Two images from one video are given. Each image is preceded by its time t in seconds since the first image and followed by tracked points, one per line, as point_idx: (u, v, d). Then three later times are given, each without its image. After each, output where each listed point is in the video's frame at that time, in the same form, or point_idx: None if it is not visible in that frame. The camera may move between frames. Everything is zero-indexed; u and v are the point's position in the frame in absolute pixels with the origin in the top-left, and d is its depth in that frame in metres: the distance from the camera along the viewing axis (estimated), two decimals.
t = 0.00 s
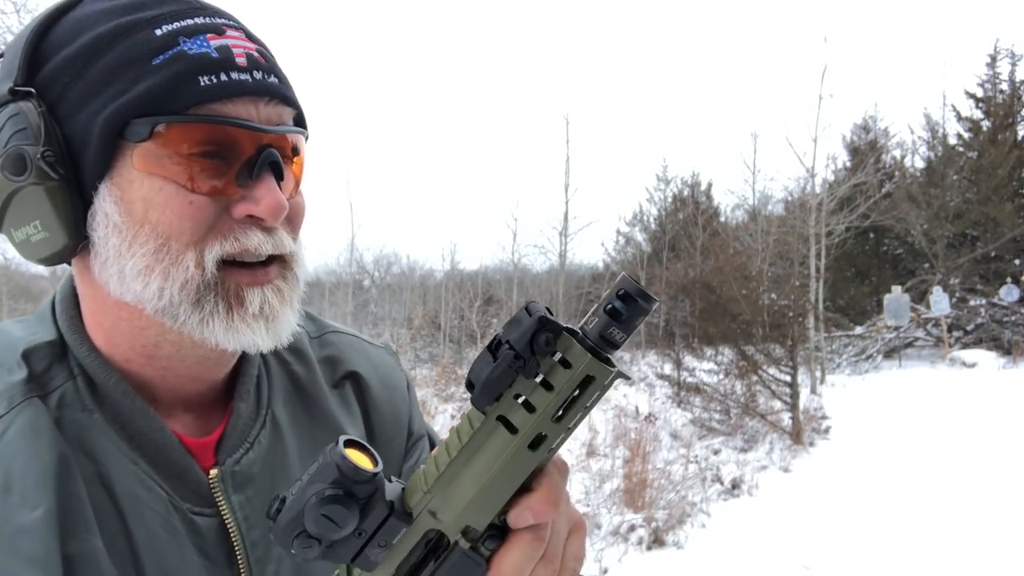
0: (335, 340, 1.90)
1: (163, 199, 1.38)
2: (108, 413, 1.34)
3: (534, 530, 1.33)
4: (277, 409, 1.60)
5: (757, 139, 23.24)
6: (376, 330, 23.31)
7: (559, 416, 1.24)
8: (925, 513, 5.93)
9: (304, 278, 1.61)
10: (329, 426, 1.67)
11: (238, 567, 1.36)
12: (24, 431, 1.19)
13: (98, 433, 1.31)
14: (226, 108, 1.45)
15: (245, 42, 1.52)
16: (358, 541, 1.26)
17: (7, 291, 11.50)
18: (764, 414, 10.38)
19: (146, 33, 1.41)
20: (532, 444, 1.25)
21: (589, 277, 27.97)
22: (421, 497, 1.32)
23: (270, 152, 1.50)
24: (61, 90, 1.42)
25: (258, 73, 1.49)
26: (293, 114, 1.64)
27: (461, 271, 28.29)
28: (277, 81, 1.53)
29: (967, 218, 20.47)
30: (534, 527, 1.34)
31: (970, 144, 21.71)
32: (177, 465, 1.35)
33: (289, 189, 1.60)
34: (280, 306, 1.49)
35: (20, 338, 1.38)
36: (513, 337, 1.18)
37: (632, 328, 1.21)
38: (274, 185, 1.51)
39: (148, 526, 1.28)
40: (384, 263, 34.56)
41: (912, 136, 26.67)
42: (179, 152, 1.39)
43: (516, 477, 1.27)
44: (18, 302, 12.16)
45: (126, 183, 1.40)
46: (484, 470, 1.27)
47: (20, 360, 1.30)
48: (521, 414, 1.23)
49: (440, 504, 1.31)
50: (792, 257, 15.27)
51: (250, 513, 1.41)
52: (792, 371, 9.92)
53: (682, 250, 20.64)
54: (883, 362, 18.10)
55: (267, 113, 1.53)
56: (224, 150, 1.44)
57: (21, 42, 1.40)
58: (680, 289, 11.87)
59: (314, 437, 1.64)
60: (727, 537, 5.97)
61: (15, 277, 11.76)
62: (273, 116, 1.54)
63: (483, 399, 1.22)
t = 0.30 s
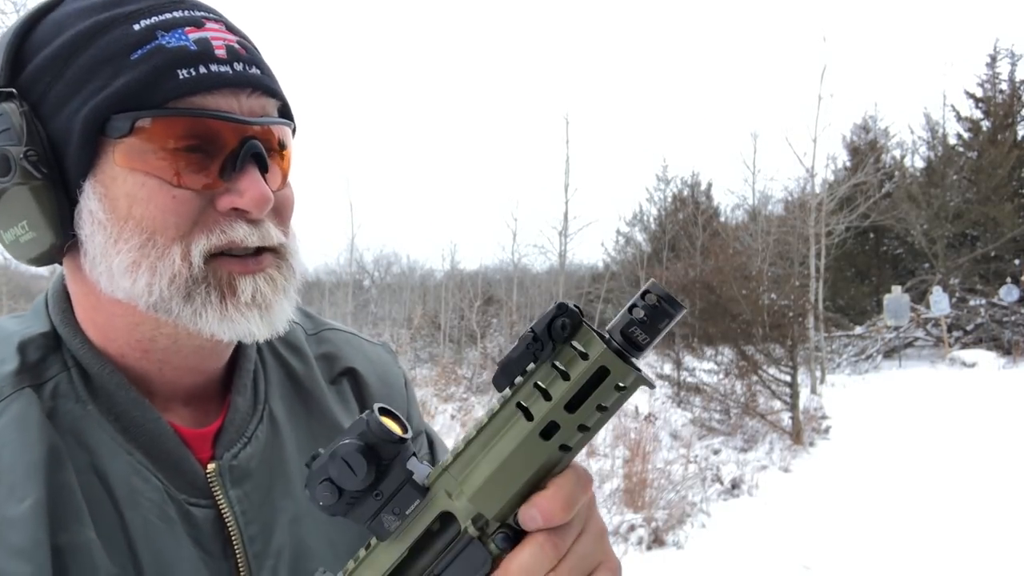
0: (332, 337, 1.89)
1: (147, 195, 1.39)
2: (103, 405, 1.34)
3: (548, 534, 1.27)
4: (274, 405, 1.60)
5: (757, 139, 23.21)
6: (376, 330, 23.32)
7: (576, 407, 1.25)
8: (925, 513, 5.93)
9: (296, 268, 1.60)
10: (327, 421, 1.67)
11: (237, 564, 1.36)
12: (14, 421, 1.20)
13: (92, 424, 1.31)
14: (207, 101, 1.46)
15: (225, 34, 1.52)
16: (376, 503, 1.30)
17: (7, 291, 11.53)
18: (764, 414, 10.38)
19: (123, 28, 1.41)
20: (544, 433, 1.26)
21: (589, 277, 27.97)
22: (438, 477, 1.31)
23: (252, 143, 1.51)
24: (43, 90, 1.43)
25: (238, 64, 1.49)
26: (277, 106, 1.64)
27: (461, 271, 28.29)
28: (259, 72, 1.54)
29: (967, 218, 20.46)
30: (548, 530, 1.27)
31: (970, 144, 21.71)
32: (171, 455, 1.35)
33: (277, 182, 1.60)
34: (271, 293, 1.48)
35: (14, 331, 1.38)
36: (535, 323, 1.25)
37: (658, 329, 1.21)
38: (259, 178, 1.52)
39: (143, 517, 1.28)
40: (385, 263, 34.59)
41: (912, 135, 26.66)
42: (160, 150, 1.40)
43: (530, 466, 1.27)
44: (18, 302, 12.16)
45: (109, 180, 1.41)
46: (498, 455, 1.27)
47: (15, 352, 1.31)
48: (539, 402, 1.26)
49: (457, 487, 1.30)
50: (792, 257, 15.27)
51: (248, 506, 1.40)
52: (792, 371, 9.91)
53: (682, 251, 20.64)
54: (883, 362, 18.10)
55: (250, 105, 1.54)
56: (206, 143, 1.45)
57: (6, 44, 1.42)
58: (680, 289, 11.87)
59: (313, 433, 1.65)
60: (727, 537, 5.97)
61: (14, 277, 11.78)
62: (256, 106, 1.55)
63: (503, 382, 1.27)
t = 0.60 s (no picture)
0: (342, 346, 1.89)
1: (78, 208, 1.37)
2: (104, 412, 1.33)
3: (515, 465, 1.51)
4: (279, 415, 1.59)
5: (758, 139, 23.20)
6: (376, 330, 23.34)
7: (529, 396, 1.24)
8: (924, 513, 5.93)
9: (245, 294, 1.46)
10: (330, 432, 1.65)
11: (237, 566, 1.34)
12: (18, 431, 1.21)
13: (92, 433, 1.31)
14: (152, 109, 1.35)
15: (192, 40, 1.40)
16: (330, 503, 1.25)
17: (8, 292, 11.55)
18: (764, 414, 10.38)
19: (97, 31, 1.38)
20: (496, 422, 1.25)
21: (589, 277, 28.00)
22: (391, 473, 1.29)
23: (186, 166, 1.36)
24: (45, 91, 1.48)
25: (184, 72, 1.35)
26: (252, 121, 1.46)
27: (461, 271, 28.32)
28: (217, 84, 1.38)
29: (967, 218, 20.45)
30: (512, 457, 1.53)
31: (970, 144, 21.70)
32: (171, 467, 1.33)
33: (235, 197, 1.44)
34: (189, 335, 1.36)
35: (20, 332, 1.39)
36: (482, 313, 1.22)
37: (606, 309, 1.21)
38: (195, 202, 1.38)
39: (142, 527, 1.27)
40: (385, 264, 34.62)
41: (913, 135, 26.64)
42: (106, 154, 1.36)
43: (487, 457, 1.26)
44: (19, 303, 12.19)
45: (62, 184, 1.41)
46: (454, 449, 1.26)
47: (19, 355, 1.31)
48: (490, 391, 1.24)
49: (412, 481, 1.28)
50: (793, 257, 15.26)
51: (250, 519, 1.37)
52: (792, 371, 9.90)
53: (682, 251, 20.65)
54: (884, 362, 18.11)
55: (212, 120, 1.40)
56: (142, 155, 1.37)
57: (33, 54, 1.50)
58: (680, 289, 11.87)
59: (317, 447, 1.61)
60: (727, 537, 5.97)
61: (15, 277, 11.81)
62: (193, 119, 1.38)
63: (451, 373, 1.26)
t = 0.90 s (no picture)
0: (354, 352, 1.89)
1: (105, 227, 1.37)
2: (123, 425, 1.32)
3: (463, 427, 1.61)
4: (294, 428, 1.57)
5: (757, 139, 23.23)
6: (376, 330, 23.37)
7: (565, 452, 1.22)
8: (924, 513, 5.93)
9: (268, 324, 1.45)
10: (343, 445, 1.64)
11: None
12: (43, 445, 1.18)
13: (112, 448, 1.30)
14: (184, 130, 1.35)
15: (231, 59, 1.39)
16: (350, 554, 1.29)
17: (7, 291, 11.57)
18: (764, 414, 10.39)
19: (130, 42, 1.38)
20: (531, 479, 1.24)
21: (589, 277, 28.04)
22: (417, 523, 1.32)
23: (218, 195, 1.36)
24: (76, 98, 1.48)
25: (219, 93, 1.34)
26: (287, 144, 1.46)
27: (461, 271, 28.34)
28: (253, 106, 1.37)
29: (967, 218, 20.45)
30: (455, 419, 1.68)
31: (970, 144, 21.70)
32: (190, 483, 1.32)
33: (264, 224, 1.43)
34: (210, 364, 1.36)
35: (38, 337, 1.38)
36: (520, 363, 1.22)
37: (649, 364, 1.19)
38: (223, 229, 1.38)
39: (158, 544, 1.26)
40: (384, 264, 34.62)
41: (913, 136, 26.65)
42: (137, 171, 1.35)
43: (518, 508, 1.26)
44: (19, 302, 12.23)
45: (87, 201, 1.41)
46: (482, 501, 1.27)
47: (41, 365, 1.29)
48: (523, 444, 1.24)
49: (438, 531, 1.30)
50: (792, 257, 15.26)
51: (264, 536, 1.37)
52: (792, 371, 9.90)
53: (682, 251, 20.67)
54: (883, 362, 18.11)
55: (246, 144, 1.40)
56: (170, 179, 1.35)
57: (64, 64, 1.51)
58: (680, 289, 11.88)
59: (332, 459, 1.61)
60: (728, 536, 5.97)
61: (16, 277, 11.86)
62: (226, 144, 1.38)
63: (483, 422, 1.26)
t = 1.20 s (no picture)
0: (356, 353, 1.90)
1: (114, 230, 1.37)
2: (130, 429, 1.33)
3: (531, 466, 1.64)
4: (298, 431, 1.58)
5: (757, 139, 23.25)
6: (376, 330, 23.43)
7: (579, 453, 1.25)
8: (924, 513, 5.93)
9: (281, 327, 1.47)
10: (346, 449, 1.64)
11: None
12: (52, 453, 1.18)
13: (120, 453, 1.30)
14: (195, 131, 1.35)
15: (241, 60, 1.40)
16: (367, 555, 1.27)
17: (8, 291, 11.61)
18: (764, 414, 10.40)
19: (139, 41, 1.38)
20: (547, 480, 1.27)
21: (589, 277, 28.11)
22: (433, 523, 1.33)
23: (229, 200, 1.37)
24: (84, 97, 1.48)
25: (229, 93, 1.35)
26: (297, 146, 1.46)
27: (462, 271, 28.40)
28: (263, 106, 1.38)
29: (967, 218, 20.46)
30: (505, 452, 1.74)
31: (970, 144, 21.70)
32: (197, 489, 1.32)
33: (276, 230, 1.45)
34: (219, 366, 1.37)
35: (43, 339, 1.37)
36: (535, 365, 1.22)
37: (663, 363, 1.22)
38: (232, 233, 1.39)
39: (167, 550, 1.27)
40: (385, 264, 34.69)
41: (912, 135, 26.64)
42: (145, 174, 1.36)
43: (532, 510, 1.28)
44: (19, 303, 12.28)
45: (95, 206, 1.41)
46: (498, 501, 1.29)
47: (47, 369, 1.29)
48: (539, 445, 1.26)
49: (453, 532, 1.31)
50: (793, 257, 15.25)
51: (271, 540, 1.38)
52: (792, 371, 9.90)
53: (682, 251, 20.71)
54: (883, 362, 18.13)
55: (258, 147, 1.40)
56: (180, 182, 1.36)
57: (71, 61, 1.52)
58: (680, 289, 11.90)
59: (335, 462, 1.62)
60: (726, 536, 5.99)
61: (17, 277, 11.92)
62: (236, 146, 1.38)
63: (498, 424, 1.27)
